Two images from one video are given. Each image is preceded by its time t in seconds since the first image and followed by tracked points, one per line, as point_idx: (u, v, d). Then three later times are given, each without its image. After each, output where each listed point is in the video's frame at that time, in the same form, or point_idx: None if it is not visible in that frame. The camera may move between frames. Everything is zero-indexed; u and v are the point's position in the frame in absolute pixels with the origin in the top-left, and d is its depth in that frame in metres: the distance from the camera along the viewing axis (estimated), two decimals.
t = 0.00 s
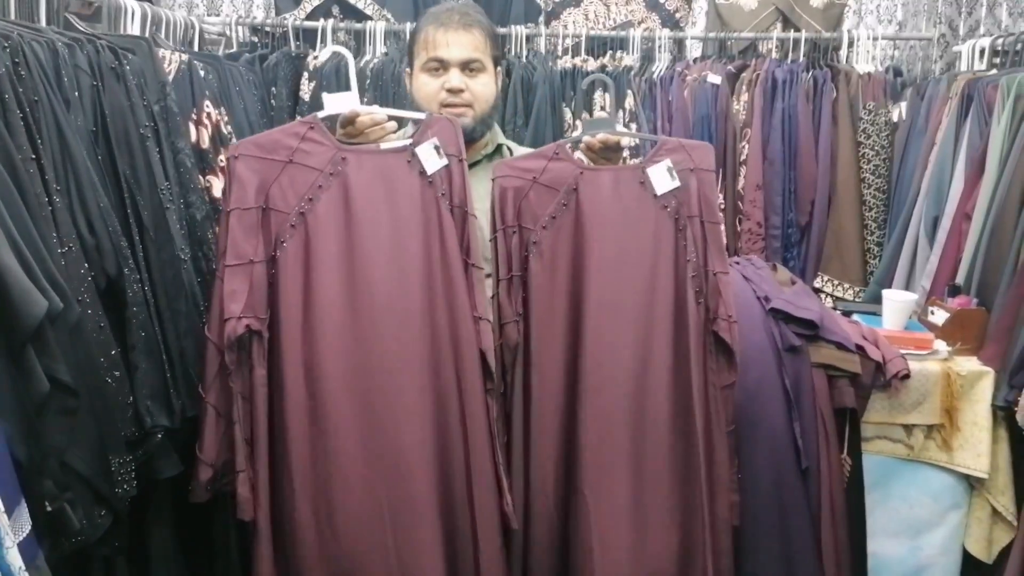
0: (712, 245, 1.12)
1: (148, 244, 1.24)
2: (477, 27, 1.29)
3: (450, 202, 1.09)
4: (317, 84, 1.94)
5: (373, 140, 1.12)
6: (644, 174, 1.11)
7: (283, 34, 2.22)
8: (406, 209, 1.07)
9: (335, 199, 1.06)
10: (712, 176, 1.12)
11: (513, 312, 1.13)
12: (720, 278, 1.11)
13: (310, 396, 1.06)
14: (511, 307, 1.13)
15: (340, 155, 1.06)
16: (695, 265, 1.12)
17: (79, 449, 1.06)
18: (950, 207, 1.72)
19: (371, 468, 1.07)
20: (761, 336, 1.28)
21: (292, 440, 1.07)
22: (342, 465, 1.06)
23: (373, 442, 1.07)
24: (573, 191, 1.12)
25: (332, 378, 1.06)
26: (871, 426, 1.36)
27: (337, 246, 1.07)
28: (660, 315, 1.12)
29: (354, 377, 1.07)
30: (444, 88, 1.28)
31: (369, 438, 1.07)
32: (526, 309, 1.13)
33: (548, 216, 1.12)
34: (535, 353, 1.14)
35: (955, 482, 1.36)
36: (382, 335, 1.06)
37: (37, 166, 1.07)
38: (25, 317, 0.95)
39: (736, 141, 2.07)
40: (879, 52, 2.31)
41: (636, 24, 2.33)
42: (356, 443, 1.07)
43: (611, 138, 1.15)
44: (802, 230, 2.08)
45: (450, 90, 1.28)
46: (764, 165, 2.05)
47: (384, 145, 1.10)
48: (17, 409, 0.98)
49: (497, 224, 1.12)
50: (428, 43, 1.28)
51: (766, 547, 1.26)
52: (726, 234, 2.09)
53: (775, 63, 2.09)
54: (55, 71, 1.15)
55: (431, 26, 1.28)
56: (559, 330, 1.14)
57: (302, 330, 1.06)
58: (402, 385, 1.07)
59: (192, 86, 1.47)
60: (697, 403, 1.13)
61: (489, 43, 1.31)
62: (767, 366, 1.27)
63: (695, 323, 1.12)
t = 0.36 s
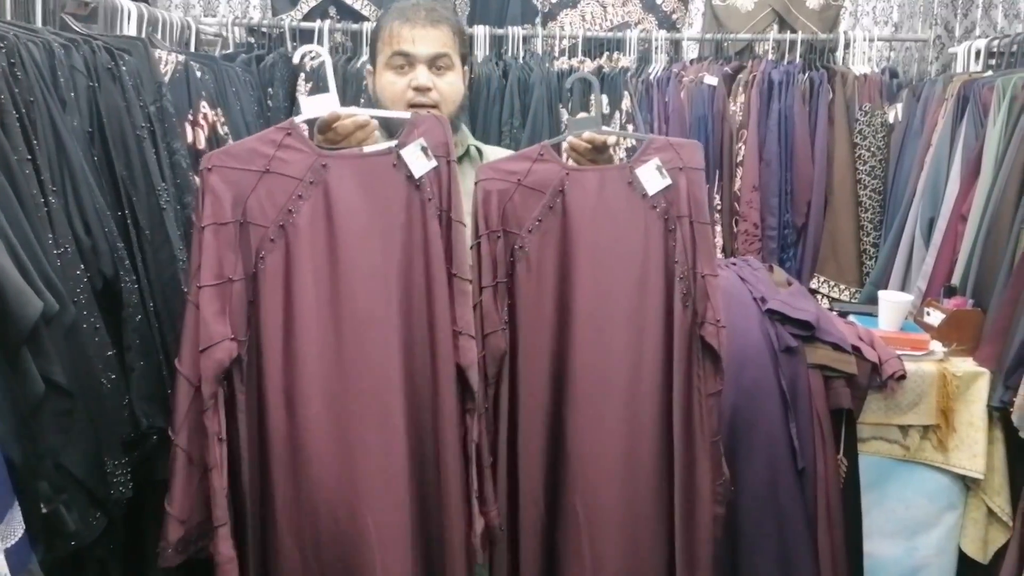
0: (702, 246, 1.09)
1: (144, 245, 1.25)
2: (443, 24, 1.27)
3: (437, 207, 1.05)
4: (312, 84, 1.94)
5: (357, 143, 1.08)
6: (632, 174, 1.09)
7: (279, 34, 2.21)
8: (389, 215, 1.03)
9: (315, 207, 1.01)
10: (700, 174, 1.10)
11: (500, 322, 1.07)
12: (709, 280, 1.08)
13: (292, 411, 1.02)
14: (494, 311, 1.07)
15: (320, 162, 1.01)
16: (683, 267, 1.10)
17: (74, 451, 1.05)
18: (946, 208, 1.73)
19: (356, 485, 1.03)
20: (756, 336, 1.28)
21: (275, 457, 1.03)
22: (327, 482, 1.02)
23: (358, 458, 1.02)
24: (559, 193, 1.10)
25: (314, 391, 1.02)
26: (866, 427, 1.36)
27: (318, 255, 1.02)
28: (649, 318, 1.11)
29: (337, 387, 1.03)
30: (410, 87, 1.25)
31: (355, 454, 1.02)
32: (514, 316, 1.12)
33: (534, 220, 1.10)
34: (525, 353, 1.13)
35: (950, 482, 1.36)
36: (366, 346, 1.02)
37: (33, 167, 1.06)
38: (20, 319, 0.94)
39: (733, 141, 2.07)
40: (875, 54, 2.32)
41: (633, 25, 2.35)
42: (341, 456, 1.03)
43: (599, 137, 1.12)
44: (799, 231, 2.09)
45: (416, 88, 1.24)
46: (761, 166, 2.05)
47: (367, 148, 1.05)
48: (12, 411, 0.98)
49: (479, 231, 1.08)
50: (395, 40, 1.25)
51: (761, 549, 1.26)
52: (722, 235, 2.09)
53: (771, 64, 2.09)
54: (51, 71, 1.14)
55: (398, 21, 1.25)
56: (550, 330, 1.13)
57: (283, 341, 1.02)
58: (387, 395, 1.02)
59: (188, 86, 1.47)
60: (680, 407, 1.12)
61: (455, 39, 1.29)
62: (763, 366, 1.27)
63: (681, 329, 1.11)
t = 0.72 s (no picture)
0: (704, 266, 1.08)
1: (145, 247, 1.25)
2: (408, 26, 1.27)
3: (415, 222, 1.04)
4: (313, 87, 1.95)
5: (334, 152, 1.07)
6: (641, 191, 1.09)
7: (280, 36, 2.22)
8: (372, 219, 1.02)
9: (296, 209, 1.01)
10: (708, 196, 1.09)
11: (496, 328, 1.09)
12: (709, 299, 1.08)
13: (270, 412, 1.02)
14: (490, 322, 1.08)
15: (298, 169, 1.01)
16: (684, 283, 1.10)
17: (74, 452, 1.06)
18: (946, 210, 1.73)
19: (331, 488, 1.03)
20: (756, 337, 1.28)
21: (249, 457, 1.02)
22: (302, 483, 1.02)
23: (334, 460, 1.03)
24: (569, 205, 1.10)
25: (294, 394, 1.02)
26: (866, 428, 1.36)
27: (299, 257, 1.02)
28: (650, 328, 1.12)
29: (318, 392, 1.03)
30: (381, 93, 1.27)
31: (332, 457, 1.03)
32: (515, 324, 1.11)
33: (542, 229, 1.10)
34: (526, 363, 1.13)
35: (950, 484, 1.36)
36: (346, 350, 1.02)
37: (33, 169, 1.06)
38: (20, 320, 0.94)
39: (733, 143, 2.07)
40: (875, 57, 2.32)
41: (633, 27, 2.35)
42: (318, 460, 1.03)
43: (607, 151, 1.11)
44: (799, 233, 2.09)
45: (388, 94, 1.26)
46: (761, 167, 2.05)
47: (344, 157, 1.04)
48: (12, 412, 0.98)
49: (483, 237, 1.08)
50: (362, 46, 1.26)
51: (761, 551, 1.26)
52: (722, 237, 2.09)
53: (771, 66, 2.09)
54: (51, 72, 1.14)
55: (361, 29, 1.26)
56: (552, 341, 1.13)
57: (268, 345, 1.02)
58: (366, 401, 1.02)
59: (189, 88, 1.47)
60: (673, 420, 1.12)
61: (422, 40, 1.30)
62: (764, 368, 1.27)
63: (678, 348, 1.11)
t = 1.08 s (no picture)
0: (686, 261, 1.14)
1: (143, 250, 1.25)
2: (410, 28, 1.30)
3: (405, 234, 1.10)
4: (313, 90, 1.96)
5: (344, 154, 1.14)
6: (626, 189, 1.15)
7: (278, 40, 2.22)
8: (361, 222, 1.10)
9: (289, 213, 1.08)
10: (686, 193, 1.15)
11: (483, 323, 1.12)
12: (690, 293, 1.13)
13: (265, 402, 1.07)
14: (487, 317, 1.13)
15: (303, 172, 1.09)
16: (666, 279, 1.15)
17: (71, 456, 1.05)
18: (944, 215, 1.73)
19: (319, 473, 1.09)
20: (755, 341, 1.28)
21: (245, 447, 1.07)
22: (295, 471, 1.07)
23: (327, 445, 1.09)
24: (552, 202, 1.16)
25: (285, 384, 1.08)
26: (866, 432, 1.35)
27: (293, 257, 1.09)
28: (641, 326, 1.16)
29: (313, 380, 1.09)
30: (392, 93, 1.29)
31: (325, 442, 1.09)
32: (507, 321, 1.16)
33: (528, 223, 1.15)
34: (523, 365, 1.16)
35: (949, 488, 1.36)
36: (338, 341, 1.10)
37: (32, 173, 1.06)
38: (20, 323, 0.94)
39: (730, 148, 2.08)
40: (872, 62, 2.32)
41: (631, 32, 2.32)
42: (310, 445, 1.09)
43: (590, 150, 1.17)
44: (797, 237, 2.08)
45: (398, 93, 1.28)
46: (759, 171, 2.05)
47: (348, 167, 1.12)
48: (10, 416, 0.98)
49: (472, 232, 1.14)
50: (367, 51, 1.29)
51: (760, 554, 1.26)
52: (721, 241, 2.10)
53: (769, 70, 2.09)
54: (50, 77, 1.14)
55: (367, 34, 1.29)
56: (547, 346, 1.17)
57: (267, 341, 1.07)
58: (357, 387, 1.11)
59: (188, 91, 1.47)
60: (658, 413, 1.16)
61: (425, 42, 1.32)
62: (762, 372, 1.27)
63: (662, 339, 1.15)
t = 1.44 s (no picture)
0: (670, 260, 1.16)
1: (141, 254, 1.24)
2: (433, 40, 1.32)
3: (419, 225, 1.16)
4: (311, 95, 1.94)
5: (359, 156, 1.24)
6: (607, 196, 1.18)
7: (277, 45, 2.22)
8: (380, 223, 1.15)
9: (312, 205, 1.13)
10: (668, 195, 1.18)
11: (486, 332, 1.13)
12: (675, 291, 1.15)
13: (278, 389, 1.12)
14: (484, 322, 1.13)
15: (325, 162, 1.15)
16: (653, 279, 1.17)
17: (68, 461, 1.06)
18: (941, 220, 1.73)
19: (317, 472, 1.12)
20: (752, 346, 1.29)
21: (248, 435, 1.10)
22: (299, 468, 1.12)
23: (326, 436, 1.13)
24: (541, 216, 1.17)
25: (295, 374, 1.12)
26: (864, 436, 1.36)
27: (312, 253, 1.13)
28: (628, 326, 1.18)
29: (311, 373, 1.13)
30: (411, 100, 1.32)
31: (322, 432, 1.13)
32: (502, 328, 1.17)
33: (518, 239, 1.17)
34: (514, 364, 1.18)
35: (947, 493, 1.36)
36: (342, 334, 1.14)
37: (30, 177, 1.06)
38: (17, 329, 0.94)
39: (729, 152, 2.08)
40: (869, 67, 2.33)
41: (629, 37, 2.32)
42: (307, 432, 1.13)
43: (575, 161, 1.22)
44: (795, 241, 2.09)
45: (417, 100, 1.31)
46: (756, 176, 2.05)
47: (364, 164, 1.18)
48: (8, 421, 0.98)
49: (469, 249, 1.15)
50: (392, 60, 1.32)
51: (758, 559, 1.26)
52: (719, 245, 2.10)
53: (766, 75, 2.10)
54: (48, 81, 1.14)
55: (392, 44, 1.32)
56: (536, 347, 1.18)
57: (283, 341, 1.12)
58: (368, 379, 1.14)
59: (186, 96, 1.47)
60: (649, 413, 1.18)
61: (448, 54, 1.35)
62: (761, 377, 1.27)
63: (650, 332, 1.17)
